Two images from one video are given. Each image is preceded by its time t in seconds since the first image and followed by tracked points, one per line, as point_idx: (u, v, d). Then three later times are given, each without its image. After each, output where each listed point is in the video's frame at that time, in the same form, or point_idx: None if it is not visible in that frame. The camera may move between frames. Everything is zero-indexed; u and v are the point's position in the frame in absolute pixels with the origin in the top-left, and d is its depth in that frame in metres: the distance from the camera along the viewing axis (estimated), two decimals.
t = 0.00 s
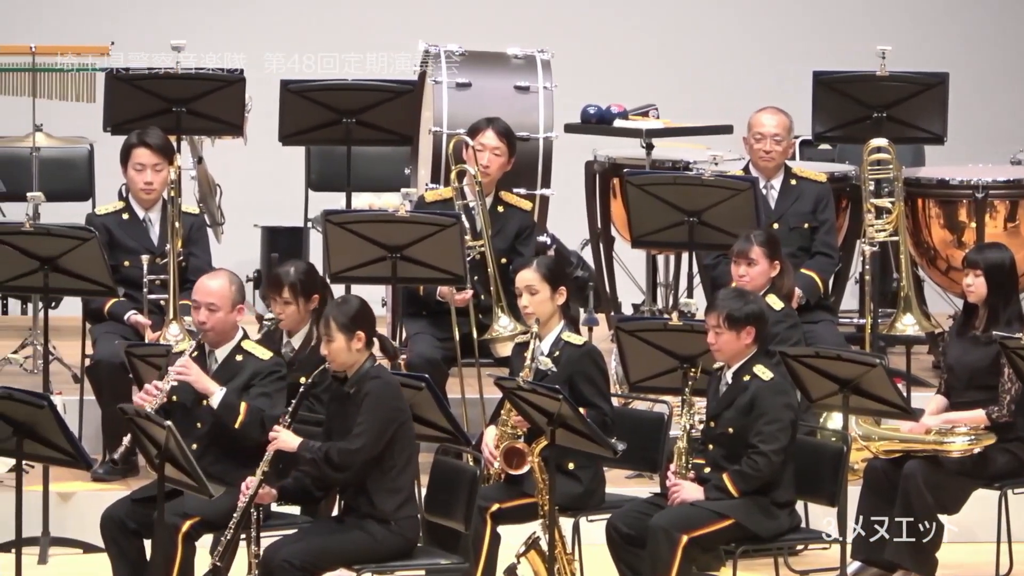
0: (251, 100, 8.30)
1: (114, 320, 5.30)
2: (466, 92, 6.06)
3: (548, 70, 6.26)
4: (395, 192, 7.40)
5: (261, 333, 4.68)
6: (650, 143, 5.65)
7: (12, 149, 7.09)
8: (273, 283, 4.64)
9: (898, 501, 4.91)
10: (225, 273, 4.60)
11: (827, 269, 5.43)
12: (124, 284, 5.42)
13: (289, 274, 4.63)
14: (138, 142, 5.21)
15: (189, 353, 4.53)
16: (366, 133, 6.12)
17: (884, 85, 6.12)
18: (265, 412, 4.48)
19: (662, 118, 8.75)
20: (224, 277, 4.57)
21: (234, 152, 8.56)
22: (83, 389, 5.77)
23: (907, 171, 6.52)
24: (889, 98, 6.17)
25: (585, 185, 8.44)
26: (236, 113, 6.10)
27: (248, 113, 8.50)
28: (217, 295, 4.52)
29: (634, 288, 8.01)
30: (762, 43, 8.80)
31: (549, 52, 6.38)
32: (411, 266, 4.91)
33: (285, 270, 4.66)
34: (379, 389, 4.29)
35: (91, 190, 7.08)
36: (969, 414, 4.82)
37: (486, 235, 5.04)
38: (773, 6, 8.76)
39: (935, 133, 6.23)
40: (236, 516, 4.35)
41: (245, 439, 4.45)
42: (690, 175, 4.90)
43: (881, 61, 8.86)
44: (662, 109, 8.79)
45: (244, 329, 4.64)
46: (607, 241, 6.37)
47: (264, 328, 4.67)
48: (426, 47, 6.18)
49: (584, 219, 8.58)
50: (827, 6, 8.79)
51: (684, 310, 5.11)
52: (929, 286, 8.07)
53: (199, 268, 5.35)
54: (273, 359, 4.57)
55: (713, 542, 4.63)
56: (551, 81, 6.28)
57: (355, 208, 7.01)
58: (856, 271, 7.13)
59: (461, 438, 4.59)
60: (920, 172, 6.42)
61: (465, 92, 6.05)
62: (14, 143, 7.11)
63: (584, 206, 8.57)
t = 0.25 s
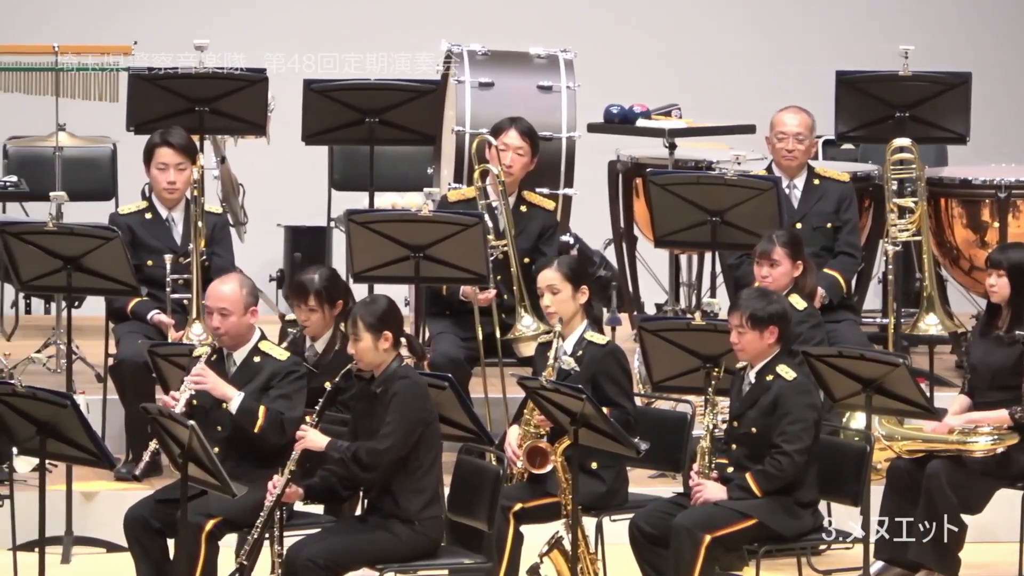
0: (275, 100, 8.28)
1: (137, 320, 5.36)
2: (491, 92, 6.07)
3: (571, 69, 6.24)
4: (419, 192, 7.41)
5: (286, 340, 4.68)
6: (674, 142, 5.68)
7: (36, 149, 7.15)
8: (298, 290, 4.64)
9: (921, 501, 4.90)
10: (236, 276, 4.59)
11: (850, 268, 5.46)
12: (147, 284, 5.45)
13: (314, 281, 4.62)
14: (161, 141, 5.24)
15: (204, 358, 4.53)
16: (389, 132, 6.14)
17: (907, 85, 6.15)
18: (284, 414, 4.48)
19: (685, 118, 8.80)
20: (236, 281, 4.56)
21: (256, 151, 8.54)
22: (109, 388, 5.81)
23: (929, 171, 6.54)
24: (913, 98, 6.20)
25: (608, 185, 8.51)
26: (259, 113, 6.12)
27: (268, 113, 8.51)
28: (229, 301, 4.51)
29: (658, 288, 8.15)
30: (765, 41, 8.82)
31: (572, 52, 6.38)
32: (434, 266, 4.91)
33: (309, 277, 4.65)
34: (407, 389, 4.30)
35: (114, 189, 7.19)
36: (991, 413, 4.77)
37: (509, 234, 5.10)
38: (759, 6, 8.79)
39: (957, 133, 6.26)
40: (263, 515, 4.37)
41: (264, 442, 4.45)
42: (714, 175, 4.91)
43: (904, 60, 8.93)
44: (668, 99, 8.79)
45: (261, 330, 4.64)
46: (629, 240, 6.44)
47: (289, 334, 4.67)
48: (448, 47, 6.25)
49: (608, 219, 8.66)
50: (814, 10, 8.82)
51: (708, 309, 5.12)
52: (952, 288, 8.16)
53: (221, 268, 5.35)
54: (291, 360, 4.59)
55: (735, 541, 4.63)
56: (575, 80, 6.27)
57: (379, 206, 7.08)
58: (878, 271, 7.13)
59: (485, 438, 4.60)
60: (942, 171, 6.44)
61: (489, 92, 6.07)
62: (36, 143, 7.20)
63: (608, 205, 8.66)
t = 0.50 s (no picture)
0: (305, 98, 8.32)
1: (167, 320, 5.44)
2: (519, 92, 6.19)
3: (600, 69, 6.38)
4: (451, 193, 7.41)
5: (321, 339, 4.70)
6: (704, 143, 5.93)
7: (65, 148, 7.21)
8: (334, 290, 4.65)
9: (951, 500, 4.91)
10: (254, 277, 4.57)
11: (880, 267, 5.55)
12: (177, 283, 5.55)
13: (350, 281, 4.64)
14: (191, 141, 5.39)
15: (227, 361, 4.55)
16: (419, 132, 6.20)
17: (936, 84, 6.19)
18: (305, 413, 4.47)
19: (714, 118, 8.84)
20: (254, 282, 4.54)
21: (285, 149, 8.59)
22: (141, 387, 5.90)
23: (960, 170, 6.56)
24: (943, 97, 6.23)
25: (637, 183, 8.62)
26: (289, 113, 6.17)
27: (300, 112, 8.56)
28: (247, 302, 4.49)
29: (688, 288, 8.33)
30: (771, 41, 8.85)
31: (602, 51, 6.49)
32: (464, 266, 4.92)
33: (345, 277, 4.67)
34: (439, 389, 4.29)
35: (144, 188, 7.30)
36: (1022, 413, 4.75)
37: (539, 234, 5.18)
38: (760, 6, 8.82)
39: (986, 131, 6.31)
40: (295, 515, 4.36)
41: (288, 442, 4.45)
42: (744, 175, 4.96)
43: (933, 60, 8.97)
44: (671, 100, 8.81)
45: (286, 329, 4.62)
46: (659, 240, 6.56)
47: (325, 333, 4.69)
48: (478, 47, 6.37)
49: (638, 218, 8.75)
50: (808, 6, 8.84)
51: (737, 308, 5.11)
52: (983, 287, 8.14)
53: (251, 267, 5.43)
54: (313, 358, 4.57)
55: (766, 541, 4.57)
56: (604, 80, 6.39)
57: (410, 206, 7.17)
58: (910, 270, 7.18)
59: (514, 438, 4.58)
60: (973, 171, 6.46)
61: (517, 92, 6.19)
62: (66, 142, 7.25)
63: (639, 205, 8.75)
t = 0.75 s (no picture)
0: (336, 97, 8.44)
1: (201, 319, 5.51)
2: (553, 92, 6.39)
3: (634, 69, 6.56)
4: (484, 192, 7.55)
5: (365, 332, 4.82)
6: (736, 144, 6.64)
7: (101, 148, 7.26)
8: (379, 284, 4.79)
9: (986, 500, 4.91)
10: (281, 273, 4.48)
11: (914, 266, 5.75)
12: (212, 283, 5.64)
13: (394, 274, 4.78)
14: (226, 141, 5.49)
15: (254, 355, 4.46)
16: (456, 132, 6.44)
17: (970, 85, 6.23)
18: (331, 406, 4.35)
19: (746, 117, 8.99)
20: (282, 277, 4.44)
21: (318, 150, 8.71)
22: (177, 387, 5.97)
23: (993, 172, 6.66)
24: (977, 97, 6.27)
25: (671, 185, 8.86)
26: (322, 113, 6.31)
27: (333, 112, 8.64)
28: (274, 298, 4.40)
29: (721, 288, 8.64)
30: (784, 43, 9.01)
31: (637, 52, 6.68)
32: (499, 266, 4.95)
33: (389, 271, 4.81)
34: (475, 388, 4.25)
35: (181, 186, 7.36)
36: None
37: (572, 235, 5.60)
38: (760, 6, 8.96)
39: (1020, 132, 6.41)
40: (330, 516, 4.30)
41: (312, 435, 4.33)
42: (778, 175, 5.30)
43: (965, 60, 9.17)
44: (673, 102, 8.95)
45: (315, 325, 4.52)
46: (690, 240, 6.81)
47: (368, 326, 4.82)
48: (514, 47, 6.58)
49: (671, 218, 9.00)
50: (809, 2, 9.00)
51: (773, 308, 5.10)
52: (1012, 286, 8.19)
53: (285, 267, 5.62)
54: (341, 353, 4.47)
55: (801, 540, 4.49)
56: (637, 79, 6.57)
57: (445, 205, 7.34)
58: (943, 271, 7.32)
59: (548, 438, 4.54)
60: (1006, 171, 6.53)
61: (552, 92, 6.39)
62: (102, 142, 7.30)
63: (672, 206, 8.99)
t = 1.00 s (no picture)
0: (377, 97, 8.50)
1: (239, 319, 5.58)
2: (591, 92, 6.41)
3: (672, 68, 6.59)
4: (521, 191, 7.58)
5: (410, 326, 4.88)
6: (774, 143, 6.67)
7: (139, 148, 7.34)
8: (424, 278, 4.84)
9: None
10: (319, 268, 4.51)
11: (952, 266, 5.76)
12: (251, 283, 5.70)
13: (438, 269, 4.82)
14: (264, 141, 5.54)
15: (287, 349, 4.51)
16: (493, 131, 6.57)
17: (1009, 84, 6.23)
18: (361, 398, 4.36)
19: (785, 117, 8.99)
20: (320, 272, 4.48)
21: (358, 150, 8.77)
22: (216, 387, 6.04)
23: None
24: (1016, 96, 6.27)
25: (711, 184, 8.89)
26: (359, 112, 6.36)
27: (373, 113, 8.69)
28: (312, 291, 4.43)
29: (760, 288, 8.66)
30: (818, 43, 9.00)
31: (674, 51, 6.71)
32: (538, 266, 5.00)
33: (432, 265, 4.85)
34: (514, 387, 4.27)
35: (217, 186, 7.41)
36: None
37: (610, 235, 5.65)
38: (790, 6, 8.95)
39: None
40: (369, 516, 4.31)
41: (339, 425, 4.33)
42: (815, 175, 5.33)
43: (1005, 58, 9.14)
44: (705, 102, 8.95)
45: (350, 323, 4.55)
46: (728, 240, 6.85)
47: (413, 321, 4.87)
48: (550, 47, 6.59)
49: (709, 218, 9.02)
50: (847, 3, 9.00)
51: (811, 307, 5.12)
52: None
53: (324, 266, 5.68)
54: (374, 349, 4.50)
55: (840, 541, 4.46)
56: (677, 78, 6.59)
57: (484, 205, 7.38)
58: (982, 271, 7.31)
59: (586, 437, 4.57)
60: None
61: (590, 91, 6.41)
62: (140, 142, 7.39)
63: (710, 206, 9.00)
